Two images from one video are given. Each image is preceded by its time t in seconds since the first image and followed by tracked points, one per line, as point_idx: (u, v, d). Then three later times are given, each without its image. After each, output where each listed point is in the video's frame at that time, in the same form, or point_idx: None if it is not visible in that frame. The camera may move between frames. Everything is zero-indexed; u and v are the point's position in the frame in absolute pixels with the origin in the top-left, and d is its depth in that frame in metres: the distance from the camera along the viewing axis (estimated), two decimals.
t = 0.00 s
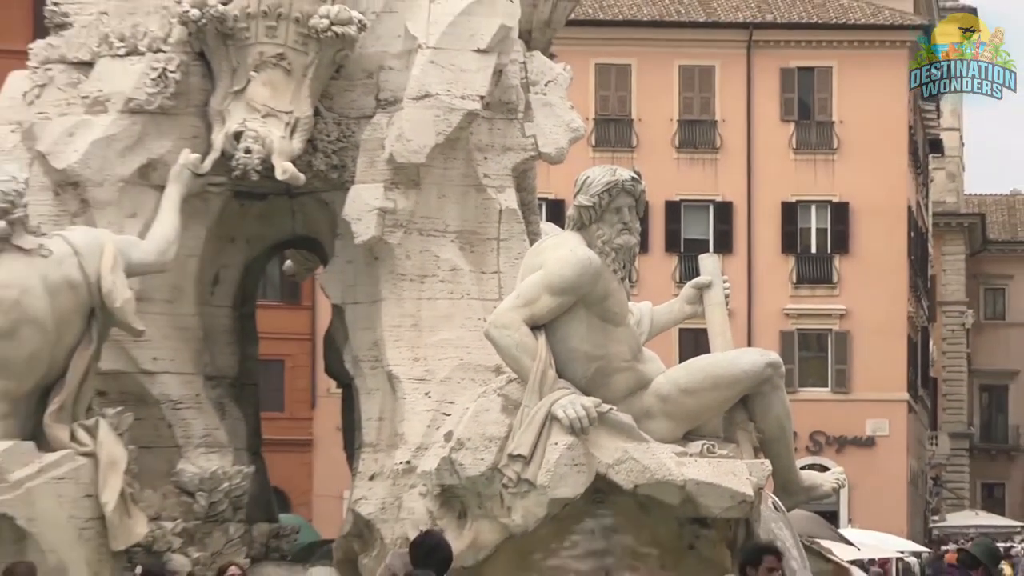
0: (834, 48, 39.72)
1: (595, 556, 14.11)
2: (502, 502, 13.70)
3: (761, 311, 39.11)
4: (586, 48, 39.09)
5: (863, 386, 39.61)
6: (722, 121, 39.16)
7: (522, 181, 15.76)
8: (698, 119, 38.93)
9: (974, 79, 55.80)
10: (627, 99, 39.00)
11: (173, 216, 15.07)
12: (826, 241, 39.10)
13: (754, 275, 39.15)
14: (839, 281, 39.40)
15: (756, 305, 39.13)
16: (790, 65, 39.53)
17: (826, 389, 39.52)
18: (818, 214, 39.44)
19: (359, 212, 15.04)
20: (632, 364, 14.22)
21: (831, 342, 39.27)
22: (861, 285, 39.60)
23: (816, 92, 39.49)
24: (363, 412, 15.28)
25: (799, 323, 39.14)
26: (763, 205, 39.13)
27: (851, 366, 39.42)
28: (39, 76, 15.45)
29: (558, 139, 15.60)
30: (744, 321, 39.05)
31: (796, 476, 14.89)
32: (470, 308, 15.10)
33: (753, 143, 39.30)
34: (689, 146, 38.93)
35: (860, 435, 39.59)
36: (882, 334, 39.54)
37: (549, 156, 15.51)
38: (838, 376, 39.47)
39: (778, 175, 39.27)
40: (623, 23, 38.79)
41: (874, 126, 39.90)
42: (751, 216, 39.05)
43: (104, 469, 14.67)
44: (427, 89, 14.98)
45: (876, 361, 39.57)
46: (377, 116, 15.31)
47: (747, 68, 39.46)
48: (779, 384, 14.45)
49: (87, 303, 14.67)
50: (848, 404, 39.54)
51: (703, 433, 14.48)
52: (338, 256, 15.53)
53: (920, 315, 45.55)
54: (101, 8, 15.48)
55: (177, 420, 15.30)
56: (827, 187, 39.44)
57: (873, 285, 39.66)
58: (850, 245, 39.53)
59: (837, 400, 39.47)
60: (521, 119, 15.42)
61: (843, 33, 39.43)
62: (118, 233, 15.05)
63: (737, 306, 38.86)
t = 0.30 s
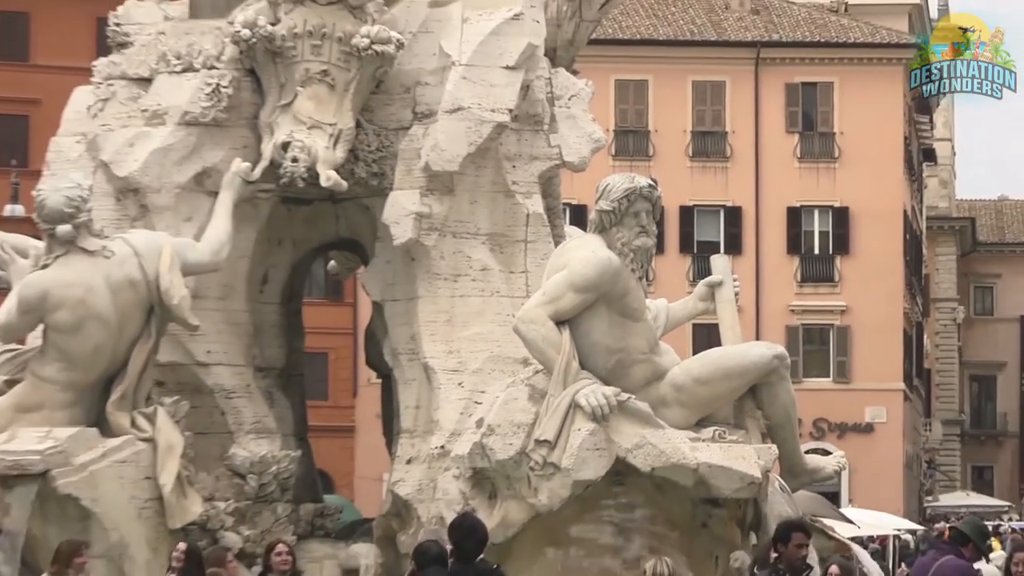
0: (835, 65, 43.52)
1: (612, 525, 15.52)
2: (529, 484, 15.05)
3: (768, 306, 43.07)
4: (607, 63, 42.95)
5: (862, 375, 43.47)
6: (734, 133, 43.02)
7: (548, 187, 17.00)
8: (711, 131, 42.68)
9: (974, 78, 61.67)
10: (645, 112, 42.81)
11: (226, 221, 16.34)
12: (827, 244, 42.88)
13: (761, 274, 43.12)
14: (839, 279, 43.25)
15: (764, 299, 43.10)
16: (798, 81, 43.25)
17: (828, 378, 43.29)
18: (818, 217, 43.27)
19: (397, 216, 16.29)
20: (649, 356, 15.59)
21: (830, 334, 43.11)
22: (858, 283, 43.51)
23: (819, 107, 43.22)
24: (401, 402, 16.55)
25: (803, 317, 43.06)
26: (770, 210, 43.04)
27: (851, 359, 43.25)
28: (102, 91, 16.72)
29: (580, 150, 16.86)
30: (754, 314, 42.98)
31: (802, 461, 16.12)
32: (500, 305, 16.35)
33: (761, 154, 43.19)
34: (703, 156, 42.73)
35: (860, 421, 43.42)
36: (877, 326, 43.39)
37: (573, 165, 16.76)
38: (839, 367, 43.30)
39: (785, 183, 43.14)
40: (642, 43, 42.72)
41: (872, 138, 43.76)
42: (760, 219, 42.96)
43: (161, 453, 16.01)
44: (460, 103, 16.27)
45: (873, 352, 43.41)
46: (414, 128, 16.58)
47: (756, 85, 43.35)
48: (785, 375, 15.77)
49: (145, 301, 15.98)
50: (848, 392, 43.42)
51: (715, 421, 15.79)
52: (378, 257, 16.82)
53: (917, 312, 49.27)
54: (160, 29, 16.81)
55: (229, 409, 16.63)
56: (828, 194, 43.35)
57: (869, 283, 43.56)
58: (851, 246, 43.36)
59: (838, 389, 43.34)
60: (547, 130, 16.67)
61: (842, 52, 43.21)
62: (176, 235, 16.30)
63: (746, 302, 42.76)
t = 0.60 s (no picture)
0: (834, 83, 47.39)
1: (630, 502, 17.05)
2: (554, 465, 16.62)
3: (772, 304, 47.08)
4: (625, 81, 46.60)
5: (857, 365, 47.49)
6: (741, 145, 46.87)
7: (572, 194, 18.58)
8: (719, 143, 46.48)
9: (974, 78, 73.79)
10: (659, 125, 46.74)
11: (277, 226, 17.88)
12: (828, 245, 46.79)
13: (766, 275, 47.03)
14: (836, 277, 47.27)
15: (768, 297, 47.05)
16: (799, 97, 47.18)
17: (827, 368, 47.27)
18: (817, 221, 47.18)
19: (434, 220, 17.82)
20: (664, 349, 17.21)
21: (830, 328, 47.09)
22: (854, 282, 47.59)
23: (819, 121, 47.16)
24: (439, 390, 18.10)
25: (804, 313, 47.02)
26: (773, 215, 46.92)
27: (848, 350, 47.21)
28: (165, 106, 18.30)
29: (600, 160, 18.41)
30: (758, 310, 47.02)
31: (803, 444, 17.78)
32: (527, 301, 17.90)
33: (766, 164, 47.04)
34: (712, 166, 46.63)
35: (856, 407, 47.51)
36: (872, 321, 47.48)
37: (594, 173, 18.32)
38: (838, 358, 47.28)
39: (787, 191, 47.07)
40: (657, 62, 46.43)
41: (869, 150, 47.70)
42: (764, 223, 46.87)
43: (217, 438, 17.59)
44: (491, 118, 17.82)
45: (868, 345, 47.49)
46: (449, 141, 18.14)
47: (761, 100, 47.20)
48: (788, 366, 17.39)
49: (204, 298, 17.55)
50: (846, 380, 47.41)
51: (725, 407, 17.37)
52: (418, 258, 18.37)
53: (909, 308, 52.70)
54: (217, 50, 18.43)
55: (280, 396, 18.24)
56: (827, 200, 47.30)
57: (864, 282, 47.61)
58: (849, 247, 47.31)
59: (836, 378, 47.33)
60: (570, 142, 18.25)
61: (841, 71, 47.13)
62: (233, 237, 17.89)
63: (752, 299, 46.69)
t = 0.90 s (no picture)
0: (832, 98, 52.64)
1: (641, 484, 18.52)
2: (572, 450, 18.07)
3: (775, 300, 52.44)
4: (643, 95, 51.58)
5: (852, 357, 53.05)
6: (745, 155, 51.93)
7: (588, 200, 20.03)
8: (726, 153, 51.51)
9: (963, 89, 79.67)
10: (669, 136, 51.60)
11: (315, 229, 19.32)
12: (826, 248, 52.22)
13: (767, 273, 52.35)
14: (834, 275, 52.69)
15: (772, 294, 52.45)
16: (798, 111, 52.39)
17: (823, 360, 52.85)
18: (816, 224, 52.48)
19: (461, 224, 19.28)
20: (673, 343, 18.65)
21: (827, 322, 52.71)
22: (847, 280, 53.08)
23: (816, 132, 52.20)
24: (466, 381, 19.54)
25: (803, 310, 52.41)
26: (774, 220, 52.21)
27: (844, 344, 52.93)
28: (212, 118, 19.79)
29: (614, 166, 19.80)
30: (760, 305, 52.33)
31: (802, 430, 19.29)
32: (548, 299, 19.34)
33: (769, 171, 52.28)
34: (719, 173, 51.68)
35: (849, 397, 53.48)
36: (864, 316, 53.18)
37: (610, 180, 19.73)
38: (834, 352, 52.92)
39: (787, 197, 52.42)
40: (666, 77, 51.39)
41: (861, 159, 53.11)
42: (766, 227, 52.12)
43: (260, 425, 19.00)
44: (514, 129, 19.26)
45: (862, 338, 53.12)
46: (475, 151, 19.56)
47: (763, 113, 52.19)
48: (788, 359, 18.85)
49: (248, 295, 19.03)
50: (841, 371, 53.25)
51: (729, 397, 18.82)
52: (446, 259, 19.83)
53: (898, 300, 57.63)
54: (260, 66, 19.90)
55: (318, 387, 19.80)
56: (825, 205, 52.64)
57: (857, 280, 53.20)
58: (845, 250, 52.84)
59: (832, 368, 53.13)
60: (587, 151, 19.67)
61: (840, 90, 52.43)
62: (274, 240, 19.41)
63: (756, 295, 52.02)
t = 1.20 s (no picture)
0: (825, 111, 59.18)
1: (651, 465, 20.34)
2: (587, 435, 19.88)
3: (772, 296, 59.37)
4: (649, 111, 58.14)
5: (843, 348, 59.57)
6: (745, 165, 58.55)
7: (603, 206, 21.83)
8: (727, 163, 58.18)
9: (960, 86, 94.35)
10: (676, 148, 58.23)
11: (353, 233, 21.13)
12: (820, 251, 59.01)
13: (767, 272, 58.96)
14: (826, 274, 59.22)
15: (770, 291, 59.41)
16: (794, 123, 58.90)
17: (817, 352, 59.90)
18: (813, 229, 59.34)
19: (486, 228, 21.07)
20: (681, 337, 20.45)
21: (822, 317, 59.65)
22: (840, 279, 59.95)
23: (811, 145, 58.74)
24: (491, 372, 21.33)
25: (798, 306, 59.34)
26: (773, 223, 58.88)
27: (837, 338, 59.96)
28: (258, 132, 21.66)
29: (626, 175, 21.57)
30: (760, 300, 59.35)
31: (798, 417, 21.10)
32: (566, 297, 21.14)
33: (767, 181, 58.90)
34: (724, 182, 58.23)
35: (841, 385, 60.22)
36: (854, 311, 60.17)
37: (622, 188, 21.50)
38: (828, 344, 59.97)
39: (783, 204, 59.11)
40: (670, 94, 57.90)
41: (849, 168, 59.63)
42: (766, 229, 58.74)
43: (303, 412, 20.79)
44: (534, 141, 21.04)
45: (853, 330, 60.16)
46: (499, 162, 21.35)
47: (763, 126, 58.63)
48: (785, 352, 20.65)
49: (292, 294, 20.84)
50: (834, 362, 60.17)
51: (732, 387, 20.60)
52: (472, 262, 21.64)
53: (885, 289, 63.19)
54: (303, 84, 21.73)
55: (355, 377, 21.65)
56: (818, 210, 59.36)
57: (848, 279, 60.07)
58: (837, 252, 59.60)
59: (825, 359, 59.97)
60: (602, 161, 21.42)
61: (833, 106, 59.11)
62: (316, 243, 21.23)
63: (757, 292, 59.15)
